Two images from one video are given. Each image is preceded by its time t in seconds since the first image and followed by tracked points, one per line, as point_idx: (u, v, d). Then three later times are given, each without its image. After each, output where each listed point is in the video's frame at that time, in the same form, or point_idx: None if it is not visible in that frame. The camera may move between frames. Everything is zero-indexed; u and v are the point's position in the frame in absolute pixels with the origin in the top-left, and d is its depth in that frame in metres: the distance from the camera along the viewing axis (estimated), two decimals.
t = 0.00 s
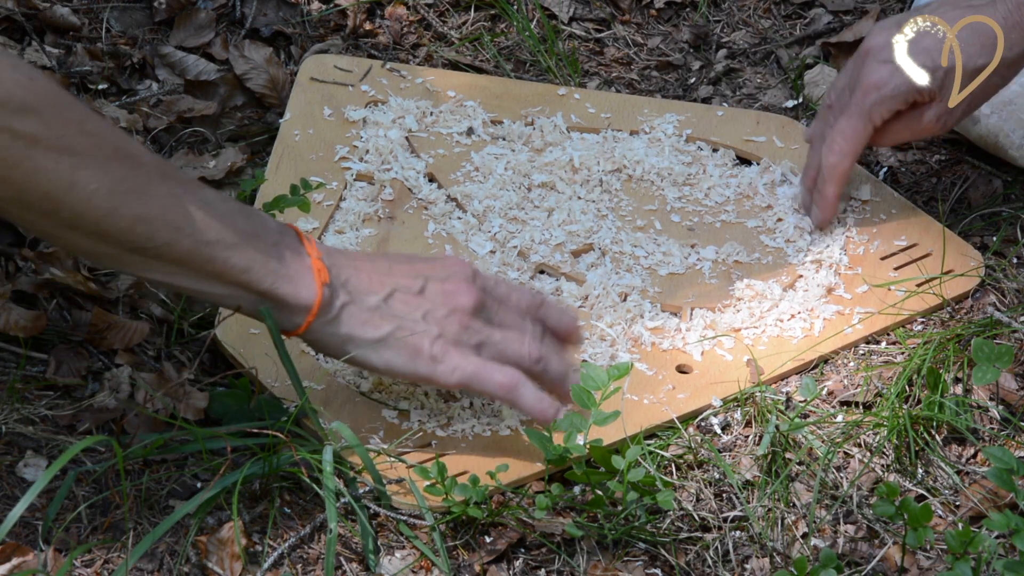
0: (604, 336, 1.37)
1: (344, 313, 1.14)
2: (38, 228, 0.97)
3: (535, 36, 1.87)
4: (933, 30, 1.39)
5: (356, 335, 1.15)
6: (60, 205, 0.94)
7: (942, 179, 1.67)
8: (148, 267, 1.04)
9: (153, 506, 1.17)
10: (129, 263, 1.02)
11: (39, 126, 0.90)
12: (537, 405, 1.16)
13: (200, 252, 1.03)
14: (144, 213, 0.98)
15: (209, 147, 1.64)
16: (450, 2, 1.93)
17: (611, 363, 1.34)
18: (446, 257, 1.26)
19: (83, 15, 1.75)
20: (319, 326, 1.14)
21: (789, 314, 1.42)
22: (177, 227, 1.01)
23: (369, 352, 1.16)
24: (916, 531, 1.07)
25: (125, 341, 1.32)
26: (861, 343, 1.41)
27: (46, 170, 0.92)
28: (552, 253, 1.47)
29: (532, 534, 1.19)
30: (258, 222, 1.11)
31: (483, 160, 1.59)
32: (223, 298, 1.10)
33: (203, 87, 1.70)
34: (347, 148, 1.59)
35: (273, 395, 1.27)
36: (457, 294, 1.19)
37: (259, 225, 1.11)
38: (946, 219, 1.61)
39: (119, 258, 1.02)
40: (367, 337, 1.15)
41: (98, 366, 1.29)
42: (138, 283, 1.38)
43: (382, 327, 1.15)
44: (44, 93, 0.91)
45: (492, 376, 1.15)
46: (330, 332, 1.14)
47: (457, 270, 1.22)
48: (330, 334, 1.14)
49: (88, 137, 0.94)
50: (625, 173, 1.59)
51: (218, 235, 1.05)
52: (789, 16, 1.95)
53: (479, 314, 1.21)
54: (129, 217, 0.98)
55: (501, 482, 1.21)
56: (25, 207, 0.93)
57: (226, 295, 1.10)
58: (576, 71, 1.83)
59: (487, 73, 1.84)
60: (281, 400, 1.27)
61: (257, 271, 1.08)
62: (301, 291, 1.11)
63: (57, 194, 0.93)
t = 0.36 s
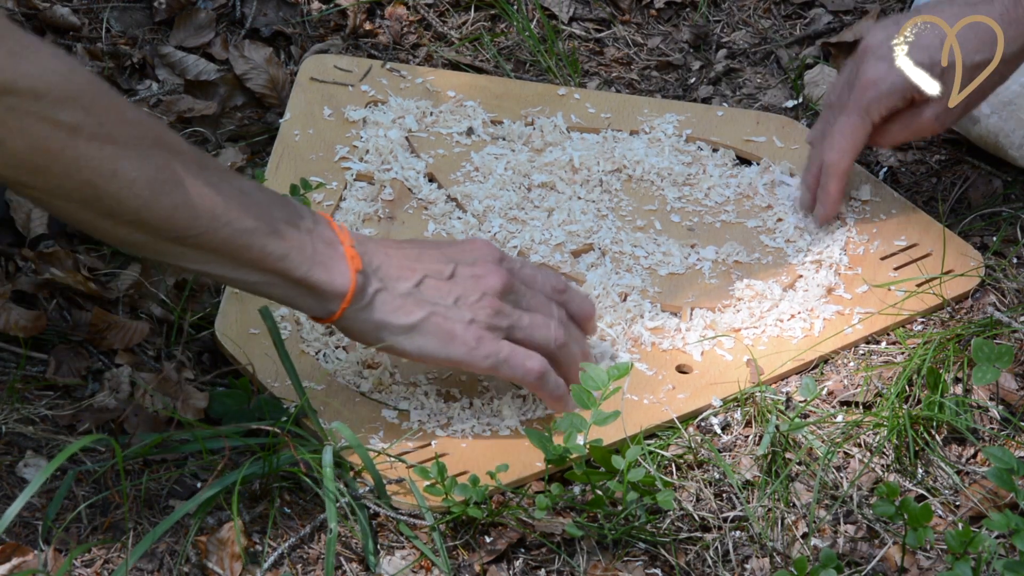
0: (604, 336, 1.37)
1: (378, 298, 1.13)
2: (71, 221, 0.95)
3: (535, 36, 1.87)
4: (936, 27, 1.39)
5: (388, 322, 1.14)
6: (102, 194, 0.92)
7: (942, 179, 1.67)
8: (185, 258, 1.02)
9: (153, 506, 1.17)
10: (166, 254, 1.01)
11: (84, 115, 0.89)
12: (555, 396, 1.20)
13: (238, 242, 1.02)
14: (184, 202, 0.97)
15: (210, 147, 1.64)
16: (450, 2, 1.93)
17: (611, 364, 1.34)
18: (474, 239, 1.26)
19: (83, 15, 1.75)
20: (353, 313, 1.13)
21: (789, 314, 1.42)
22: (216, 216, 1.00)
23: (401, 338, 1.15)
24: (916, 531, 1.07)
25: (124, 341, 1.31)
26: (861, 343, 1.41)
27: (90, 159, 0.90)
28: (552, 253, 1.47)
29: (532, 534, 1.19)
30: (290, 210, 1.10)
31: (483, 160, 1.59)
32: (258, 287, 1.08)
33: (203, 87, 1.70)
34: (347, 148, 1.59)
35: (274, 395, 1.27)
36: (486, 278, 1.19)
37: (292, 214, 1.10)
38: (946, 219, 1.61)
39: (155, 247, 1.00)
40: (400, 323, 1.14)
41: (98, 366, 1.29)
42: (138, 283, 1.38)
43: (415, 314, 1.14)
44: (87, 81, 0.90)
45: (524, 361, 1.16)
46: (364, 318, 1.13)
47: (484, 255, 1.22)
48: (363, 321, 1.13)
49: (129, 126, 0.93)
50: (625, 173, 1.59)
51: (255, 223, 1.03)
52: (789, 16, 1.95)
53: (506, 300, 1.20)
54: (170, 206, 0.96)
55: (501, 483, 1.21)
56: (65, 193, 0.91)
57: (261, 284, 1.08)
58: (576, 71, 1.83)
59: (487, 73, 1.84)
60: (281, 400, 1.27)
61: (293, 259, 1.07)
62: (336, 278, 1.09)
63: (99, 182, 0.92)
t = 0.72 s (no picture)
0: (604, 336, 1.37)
1: (395, 277, 1.14)
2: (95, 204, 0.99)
3: (535, 36, 1.87)
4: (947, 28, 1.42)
5: (406, 301, 1.15)
6: (124, 180, 0.95)
7: (942, 179, 1.67)
8: (206, 239, 1.05)
9: (153, 506, 1.17)
10: (189, 236, 1.03)
11: (106, 104, 0.91)
12: (556, 388, 1.22)
13: (257, 224, 1.04)
14: (206, 187, 0.99)
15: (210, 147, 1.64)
16: (450, 2, 1.93)
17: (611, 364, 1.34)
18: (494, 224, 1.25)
19: (83, 15, 1.76)
20: (370, 291, 1.14)
21: (789, 314, 1.42)
22: (237, 199, 1.02)
23: (414, 316, 1.16)
24: (917, 531, 1.07)
25: (124, 341, 1.31)
26: (861, 343, 1.41)
27: (113, 147, 0.93)
28: (552, 253, 1.47)
29: (532, 534, 1.19)
30: (310, 189, 1.11)
31: (483, 160, 1.59)
32: (276, 266, 1.10)
33: (203, 87, 1.70)
34: (347, 148, 1.59)
35: (274, 395, 1.27)
36: (504, 262, 1.18)
37: (312, 193, 1.11)
38: (946, 219, 1.61)
39: (178, 230, 1.03)
40: (417, 301, 1.14)
41: (98, 366, 1.29)
42: (138, 283, 1.38)
43: (431, 293, 1.15)
44: (111, 69, 0.92)
45: (532, 351, 1.17)
46: (381, 296, 1.14)
47: (504, 239, 1.21)
48: (379, 299, 1.14)
49: (153, 113, 0.95)
50: (625, 173, 1.59)
51: (274, 205, 1.05)
52: (789, 16, 1.95)
53: (523, 283, 1.20)
54: (192, 190, 0.99)
55: (501, 483, 1.21)
56: (89, 178, 0.94)
57: (279, 263, 1.10)
58: (576, 71, 1.83)
59: (487, 73, 1.84)
60: (281, 400, 1.27)
61: (312, 239, 1.08)
62: (354, 257, 1.11)
63: (123, 170, 0.94)
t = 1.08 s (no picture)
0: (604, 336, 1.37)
1: (406, 250, 1.10)
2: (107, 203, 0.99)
3: (535, 36, 1.87)
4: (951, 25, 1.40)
5: (419, 270, 1.11)
6: (132, 175, 0.95)
7: (942, 179, 1.67)
8: (220, 226, 1.04)
9: (153, 506, 1.17)
10: (203, 223, 1.03)
11: (107, 101, 0.91)
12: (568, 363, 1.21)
13: (267, 208, 1.03)
14: (210, 175, 0.98)
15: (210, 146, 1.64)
16: (450, 2, 1.93)
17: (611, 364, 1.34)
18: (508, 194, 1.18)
19: (83, 15, 1.75)
20: (382, 264, 1.11)
21: (789, 314, 1.42)
22: (243, 185, 1.00)
23: (426, 285, 1.13)
24: (916, 531, 1.07)
25: (125, 341, 1.31)
26: (861, 343, 1.41)
27: (117, 144, 0.93)
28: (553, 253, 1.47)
29: (532, 534, 1.19)
30: (320, 166, 1.08)
31: (483, 160, 1.59)
32: (291, 247, 1.09)
33: (203, 87, 1.70)
34: (347, 148, 1.59)
35: (274, 395, 1.27)
36: (517, 233, 1.13)
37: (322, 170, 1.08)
38: (946, 219, 1.61)
39: (189, 219, 1.02)
40: (427, 270, 1.11)
41: (98, 367, 1.29)
42: (138, 283, 1.38)
43: (442, 263, 1.11)
44: (112, 68, 0.93)
45: (544, 326, 1.15)
46: (393, 269, 1.11)
47: (519, 208, 1.15)
48: (392, 271, 1.12)
49: (154, 108, 0.95)
50: (625, 173, 1.59)
51: (283, 188, 1.03)
52: (789, 16, 1.95)
53: (537, 255, 1.16)
54: (197, 182, 0.98)
55: (501, 483, 1.21)
56: (96, 177, 0.95)
57: (294, 243, 1.09)
58: (576, 71, 1.83)
59: (487, 73, 1.84)
60: (281, 400, 1.27)
61: (323, 218, 1.06)
62: (363, 231, 1.08)
63: (129, 166, 0.95)
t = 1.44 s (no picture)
0: (604, 336, 1.38)
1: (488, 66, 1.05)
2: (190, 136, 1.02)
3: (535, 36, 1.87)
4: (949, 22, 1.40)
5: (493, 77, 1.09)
6: (196, 76, 0.82)
7: (942, 179, 1.67)
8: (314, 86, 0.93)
9: (153, 506, 1.17)
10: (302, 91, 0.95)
11: (141, 24, 0.77)
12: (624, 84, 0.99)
13: (343, 59, 0.82)
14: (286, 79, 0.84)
15: (209, 147, 1.64)
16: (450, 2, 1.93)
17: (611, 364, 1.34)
18: None
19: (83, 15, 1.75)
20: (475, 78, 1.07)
21: (789, 314, 1.42)
22: (293, 41, 0.78)
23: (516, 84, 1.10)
24: (917, 531, 1.07)
25: (125, 341, 1.31)
26: (861, 343, 1.41)
27: (163, 47, 0.78)
28: (552, 253, 1.47)
29: (532, 534, 1.19)
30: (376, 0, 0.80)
31: (483, 160, 1.59)
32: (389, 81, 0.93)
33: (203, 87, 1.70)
34: (347, 148, 1.59)
35: (274, 395, 1.27)
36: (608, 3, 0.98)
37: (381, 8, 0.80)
38: (946, 219, 1.61)
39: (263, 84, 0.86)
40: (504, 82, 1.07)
41: (98, 367, 1.29)
42: (138, 283, 1.38)
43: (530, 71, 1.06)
44: None
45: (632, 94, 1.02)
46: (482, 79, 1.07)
47: None
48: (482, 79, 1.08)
49: None
50: (625, 173, 1.60)
51: (353, 46, 0.81)
52: (789, 16, 1.95)
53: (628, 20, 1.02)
54: (268, 71, 0.82)
55: (501, 483, 1.21)
56: (197, 77, 0.82)
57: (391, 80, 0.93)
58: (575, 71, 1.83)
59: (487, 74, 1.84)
60: (281, 400, 1.27)
61: (404, 51, 0.83)
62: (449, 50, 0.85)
63: (192, 75, 0.82)
